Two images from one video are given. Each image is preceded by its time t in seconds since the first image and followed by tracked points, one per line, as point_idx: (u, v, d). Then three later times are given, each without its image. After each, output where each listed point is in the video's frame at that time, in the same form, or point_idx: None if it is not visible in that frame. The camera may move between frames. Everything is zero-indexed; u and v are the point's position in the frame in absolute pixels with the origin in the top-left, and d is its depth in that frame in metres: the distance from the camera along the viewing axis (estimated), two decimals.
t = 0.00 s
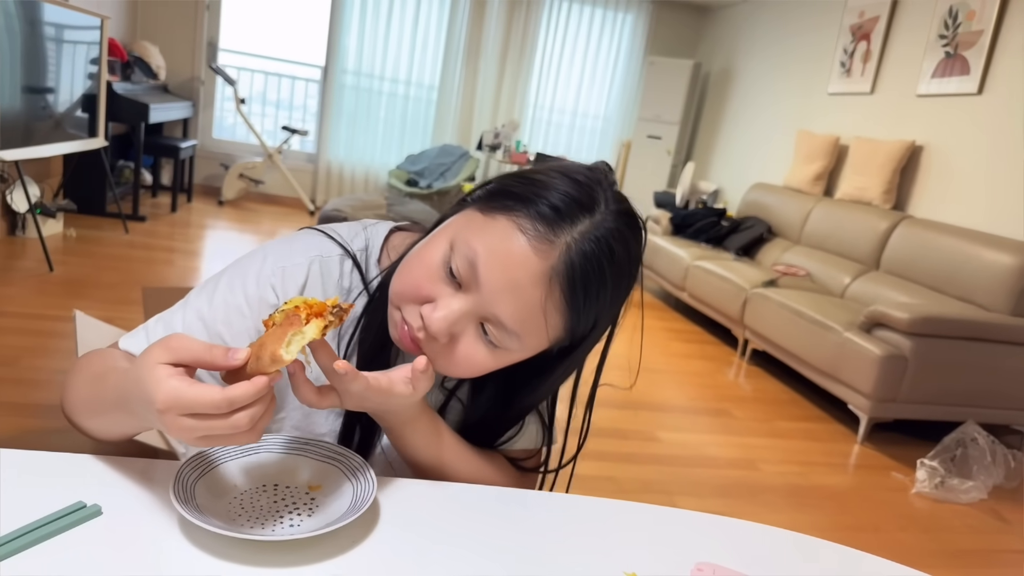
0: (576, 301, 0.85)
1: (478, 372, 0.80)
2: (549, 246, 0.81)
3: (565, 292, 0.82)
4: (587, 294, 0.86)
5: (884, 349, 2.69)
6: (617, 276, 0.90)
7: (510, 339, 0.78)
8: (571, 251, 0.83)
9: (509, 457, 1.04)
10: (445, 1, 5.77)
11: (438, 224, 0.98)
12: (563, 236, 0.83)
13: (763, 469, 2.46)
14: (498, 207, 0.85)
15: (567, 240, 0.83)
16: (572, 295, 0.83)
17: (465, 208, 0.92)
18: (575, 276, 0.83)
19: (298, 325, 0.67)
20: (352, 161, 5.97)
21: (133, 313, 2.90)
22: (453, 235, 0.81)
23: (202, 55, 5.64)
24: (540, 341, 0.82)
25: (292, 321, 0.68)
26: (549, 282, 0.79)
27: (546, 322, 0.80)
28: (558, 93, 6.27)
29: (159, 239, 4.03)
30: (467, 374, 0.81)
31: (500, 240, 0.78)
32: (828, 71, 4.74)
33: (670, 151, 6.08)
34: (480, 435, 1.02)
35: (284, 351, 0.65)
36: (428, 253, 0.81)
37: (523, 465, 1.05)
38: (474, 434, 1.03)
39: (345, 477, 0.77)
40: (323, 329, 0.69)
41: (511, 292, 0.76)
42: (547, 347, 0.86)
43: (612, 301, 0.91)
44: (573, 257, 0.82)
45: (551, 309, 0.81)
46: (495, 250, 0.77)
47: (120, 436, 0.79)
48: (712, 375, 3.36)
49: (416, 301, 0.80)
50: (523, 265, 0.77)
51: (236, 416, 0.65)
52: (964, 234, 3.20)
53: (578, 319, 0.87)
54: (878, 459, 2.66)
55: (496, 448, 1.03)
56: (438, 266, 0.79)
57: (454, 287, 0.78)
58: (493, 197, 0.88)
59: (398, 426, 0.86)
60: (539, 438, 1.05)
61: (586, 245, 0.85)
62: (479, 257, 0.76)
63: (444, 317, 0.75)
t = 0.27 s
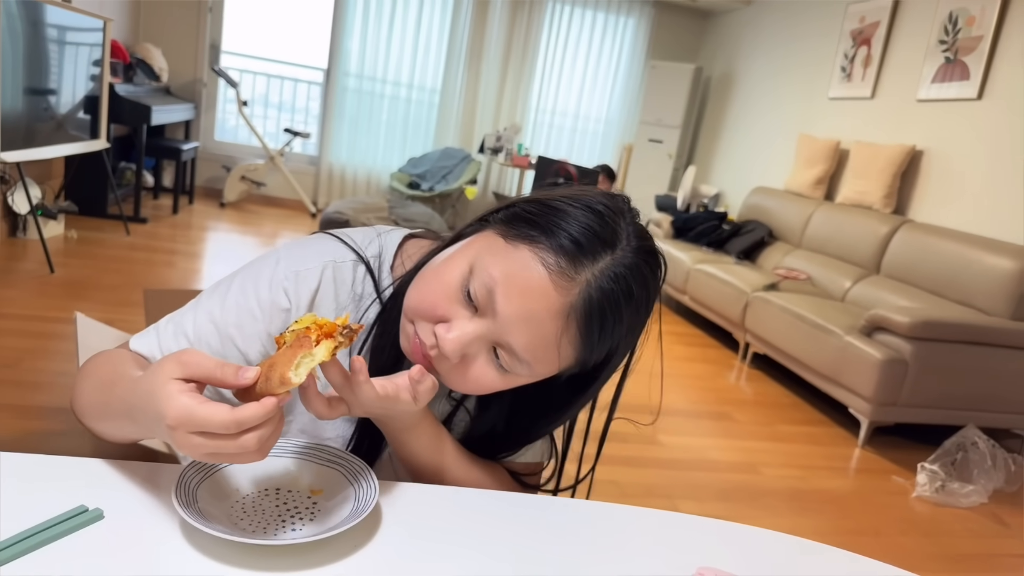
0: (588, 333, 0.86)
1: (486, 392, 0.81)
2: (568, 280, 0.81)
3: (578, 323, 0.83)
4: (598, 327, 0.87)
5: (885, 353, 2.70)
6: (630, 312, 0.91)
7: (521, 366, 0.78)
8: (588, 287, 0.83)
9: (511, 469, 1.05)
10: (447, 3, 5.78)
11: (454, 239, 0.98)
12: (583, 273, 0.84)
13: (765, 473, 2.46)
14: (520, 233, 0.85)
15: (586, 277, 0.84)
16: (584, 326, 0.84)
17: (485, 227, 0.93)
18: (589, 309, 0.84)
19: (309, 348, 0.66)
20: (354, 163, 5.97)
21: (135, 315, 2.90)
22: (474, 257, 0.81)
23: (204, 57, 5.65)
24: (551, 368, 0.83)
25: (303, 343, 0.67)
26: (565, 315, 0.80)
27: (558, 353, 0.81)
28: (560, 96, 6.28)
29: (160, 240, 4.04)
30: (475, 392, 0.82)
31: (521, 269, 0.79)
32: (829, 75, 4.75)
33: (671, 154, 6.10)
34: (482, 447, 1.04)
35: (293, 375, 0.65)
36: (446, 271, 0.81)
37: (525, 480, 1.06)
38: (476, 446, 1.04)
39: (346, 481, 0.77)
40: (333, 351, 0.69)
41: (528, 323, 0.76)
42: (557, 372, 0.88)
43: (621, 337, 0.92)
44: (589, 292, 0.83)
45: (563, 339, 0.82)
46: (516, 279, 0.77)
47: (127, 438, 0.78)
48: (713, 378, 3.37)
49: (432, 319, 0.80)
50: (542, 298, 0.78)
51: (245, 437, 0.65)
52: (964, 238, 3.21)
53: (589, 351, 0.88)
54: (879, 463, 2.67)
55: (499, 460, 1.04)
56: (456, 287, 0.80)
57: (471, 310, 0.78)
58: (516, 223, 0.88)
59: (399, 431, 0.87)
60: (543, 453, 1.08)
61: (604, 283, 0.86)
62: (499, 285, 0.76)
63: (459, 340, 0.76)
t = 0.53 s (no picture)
0: (605, 325, 0.86)
1: (507, 389, 0.81)
2: (584, 273, 0.82)
3: (596, 316, 0.84)
4: (614, 318, 0.87)
5: (884, 357, 2.71)
6: (644, 300, 0.92)
7: (542, 361, 0.79)
8: (604, 279, 0.84)
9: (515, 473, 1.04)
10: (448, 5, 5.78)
11: (461, 239, 0.98)
12: (598, 265, 0.84)
13: (764, 476, 2.47)
14: (531, 230, 0.85)
15: (600, 268, 0.84)
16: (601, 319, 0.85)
17: (493, 226, 0.93)
18: (606, 301, 0.84)
19: (330, 356, 0.68)
20: (356, 164, 5.98)
21: (135, 315, 2.90)
22: (487, 256, 0.81)
23: (205, 58, 5.65)
24: (571, 362, 0.83)
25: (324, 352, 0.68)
26: (583, 307, 0.81)
27: (577, 346, 0.82)
28: (561, 98, 6.28)
29: (161, 240, 4.04)
30: (494, 392, 0.82)
31: (537, 265, 0.79)
32: (831, 79, 4.76)
33: (672, 157, 6.10)
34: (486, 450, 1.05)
35: (316, 385, 0.66)
36: (460, 273, 0.81)
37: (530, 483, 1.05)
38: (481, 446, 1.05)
39: (346, 481, 0.78)
40: (354, 360, 0.70)
41: (547, 319, 0.77)
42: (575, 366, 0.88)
43: (635, 327, 0.93)
44: (605, 283, 0.84)
45: (582, 333, 0.82)
46: (532, 276, 0.78)
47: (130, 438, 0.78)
48: (712, 381, 3.37)
49: (448, 321, 0.80)
50: (560, 292, 0.78)
51: (266, 446, 0.65)
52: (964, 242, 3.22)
53: (608, 341, 0.89)
54: (878, 467, 2.67)
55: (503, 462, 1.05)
56: (471, 287, 0.80)
57: (488, 309, 0.78)
58: (526, 219, 0.88)
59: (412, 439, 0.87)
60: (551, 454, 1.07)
61: (618, 272, 0.87)
62: (516, 283, 0.77)
63: (479, 340, 0.76)
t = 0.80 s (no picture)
0: (613, 284, 0.86)
1: (524, 364, 0.80)
2: (584, 228, 0.82)
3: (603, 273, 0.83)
4: (621, 275, 0.87)
5: (886, 355, 2.70)
6: (648, 255, 0.92)
7: (556, 326, 0.78)
8: (605, 231, 0.84)
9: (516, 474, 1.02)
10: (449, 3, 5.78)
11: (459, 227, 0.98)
12: (596, 218, 0.84)
13: (765, 475, 2.46)
14: (524, 199, 0.85)
15: (600, 219, 0.85)
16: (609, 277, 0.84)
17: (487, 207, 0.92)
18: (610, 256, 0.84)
19: (342, 376, 0.67)
20: (356, 164, 5.98)
21: (135, 315, 2.90)
22: (485, 230, 0.81)
23: (206, 57, 5.65)
24: (583, 326, 0.82)
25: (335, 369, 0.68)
26: (589, 263, 0.80)
27: (587, 305, 0.81)
28: (561, 96, 6.28)
29: (162, 240, 4.04)
30: (510, 371, 0.80)
31: (536, 228, 0.79)
32: (832, 77, 4.75)
33: (673, 155, 6.09)
34: (491, 450, 1.02)
35: (328, 405, 0.66)
36: (461, 253, 0.81)
37: (529, 483, 1.02)
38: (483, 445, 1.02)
39: (347, 480, 0.77)
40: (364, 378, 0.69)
41: (554, 276, 0.76)
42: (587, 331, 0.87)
43: (642, 284, 0.92)
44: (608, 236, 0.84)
45: (591, 292, 0.81)
46: (533, 238, 0.77)
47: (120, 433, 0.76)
48: (714, 380, 3.36)
49: (453, 302, 0.79)
50: (562, 248, 0.78)
51: (274, 459, 0.64)
52: (966, 240, 3.21)
53: (618, 298, 0.88)
54: (881, 466, 2.66)
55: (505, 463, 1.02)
56: (473, 264, 0.79)
57: (493, 281, 0.77)
58: (519, 189, 0.88)
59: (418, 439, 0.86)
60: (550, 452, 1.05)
61: (618, 224, 0.86)
62: (517, 247, 0.76)
63: (488, 310, 0.75)
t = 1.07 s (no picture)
0: (607, 251, 0.85)
1: (527, 336, 0.79)
2: (571, 192, 0.82)
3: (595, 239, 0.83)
4: (615, 240, 0.86)
5: (886, 355, 2.70)
6: (641, 218, 0.91)
7: (554, 294, 0.78)
8: (594, 193, 0.84)
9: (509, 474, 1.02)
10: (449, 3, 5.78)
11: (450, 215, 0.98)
12: (581, 181, 0.84)
13: (765, 475, 2.46)
14: (509, 176, 0.85)
15: (582, 178, 0.85)
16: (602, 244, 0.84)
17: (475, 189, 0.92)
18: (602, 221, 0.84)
19: (346, 375, 0.68)
20: (356, 164, 5.98)
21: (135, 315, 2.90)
22: (474, 208, 0.82)
23: (206, 58, 5.65)
24: (581, 293, 0.82)
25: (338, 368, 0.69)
26: (581, 228, 0.80)
27: (582, 271, 0.81)
28: (561, 97, 6.28)
29: (162, 240, 4.04)
30: (514, 347, 0.80)
31: (524, 199, 0.79)
32: (832, 77, 4.75)
33: (673, 155, 6.09)
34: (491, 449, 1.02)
35: (333, 402, 0.66)
36: (452, 233, 0.81)
37: (522, 483, 1.02)
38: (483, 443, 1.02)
39: (345, 480, 0.77)
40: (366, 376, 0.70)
41: (545, 242, 0.76)
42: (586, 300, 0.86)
43: (636, 250, 0.92)
44: (597, 200, 0.84)
45: (585, 257, 0.81)
46: (521, 208, 0.78)
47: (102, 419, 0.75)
48: (714, 380, 3.36)
49: (449, 282, 0.79)
50: (550, 213, 0.78)
51: (272, 456, 0.64)
52: (966, 240, 3.21)
53: (615, 262, 0.88)
54: (880, 466, 2.66)
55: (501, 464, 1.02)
56: (465, 242, 0.79)
57: (486, 256, 0.78)
58: (504, 165, 0.88)
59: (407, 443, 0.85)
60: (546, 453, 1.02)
61: (607, 185, 0.86)
62: (506, 218, 0.77)
63: (483, 282, 0.75)
